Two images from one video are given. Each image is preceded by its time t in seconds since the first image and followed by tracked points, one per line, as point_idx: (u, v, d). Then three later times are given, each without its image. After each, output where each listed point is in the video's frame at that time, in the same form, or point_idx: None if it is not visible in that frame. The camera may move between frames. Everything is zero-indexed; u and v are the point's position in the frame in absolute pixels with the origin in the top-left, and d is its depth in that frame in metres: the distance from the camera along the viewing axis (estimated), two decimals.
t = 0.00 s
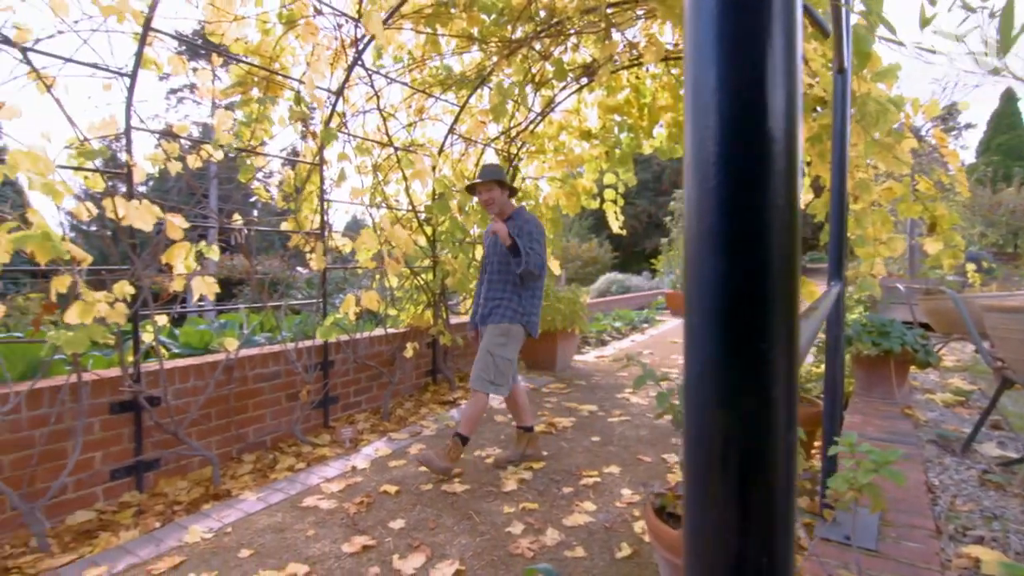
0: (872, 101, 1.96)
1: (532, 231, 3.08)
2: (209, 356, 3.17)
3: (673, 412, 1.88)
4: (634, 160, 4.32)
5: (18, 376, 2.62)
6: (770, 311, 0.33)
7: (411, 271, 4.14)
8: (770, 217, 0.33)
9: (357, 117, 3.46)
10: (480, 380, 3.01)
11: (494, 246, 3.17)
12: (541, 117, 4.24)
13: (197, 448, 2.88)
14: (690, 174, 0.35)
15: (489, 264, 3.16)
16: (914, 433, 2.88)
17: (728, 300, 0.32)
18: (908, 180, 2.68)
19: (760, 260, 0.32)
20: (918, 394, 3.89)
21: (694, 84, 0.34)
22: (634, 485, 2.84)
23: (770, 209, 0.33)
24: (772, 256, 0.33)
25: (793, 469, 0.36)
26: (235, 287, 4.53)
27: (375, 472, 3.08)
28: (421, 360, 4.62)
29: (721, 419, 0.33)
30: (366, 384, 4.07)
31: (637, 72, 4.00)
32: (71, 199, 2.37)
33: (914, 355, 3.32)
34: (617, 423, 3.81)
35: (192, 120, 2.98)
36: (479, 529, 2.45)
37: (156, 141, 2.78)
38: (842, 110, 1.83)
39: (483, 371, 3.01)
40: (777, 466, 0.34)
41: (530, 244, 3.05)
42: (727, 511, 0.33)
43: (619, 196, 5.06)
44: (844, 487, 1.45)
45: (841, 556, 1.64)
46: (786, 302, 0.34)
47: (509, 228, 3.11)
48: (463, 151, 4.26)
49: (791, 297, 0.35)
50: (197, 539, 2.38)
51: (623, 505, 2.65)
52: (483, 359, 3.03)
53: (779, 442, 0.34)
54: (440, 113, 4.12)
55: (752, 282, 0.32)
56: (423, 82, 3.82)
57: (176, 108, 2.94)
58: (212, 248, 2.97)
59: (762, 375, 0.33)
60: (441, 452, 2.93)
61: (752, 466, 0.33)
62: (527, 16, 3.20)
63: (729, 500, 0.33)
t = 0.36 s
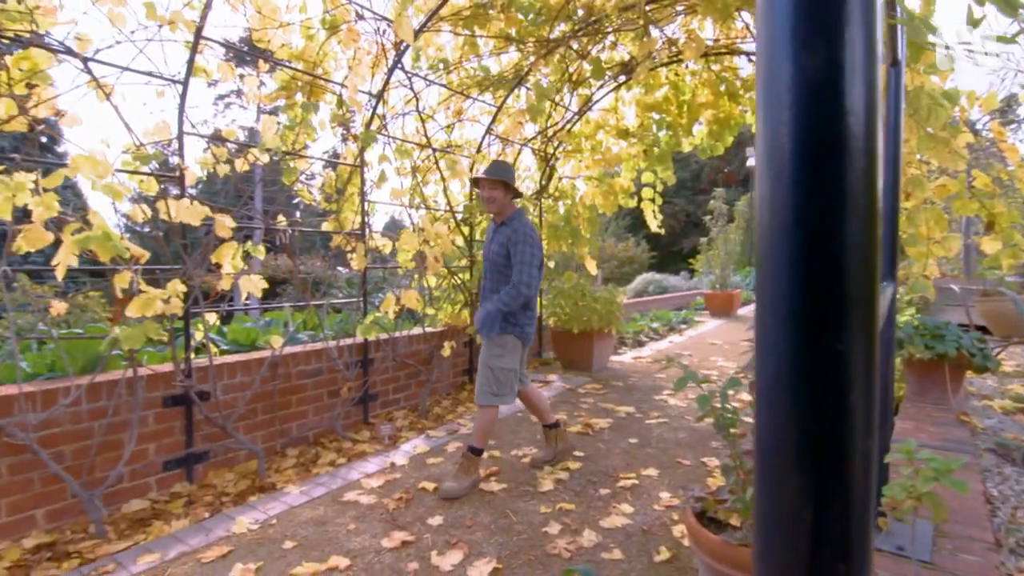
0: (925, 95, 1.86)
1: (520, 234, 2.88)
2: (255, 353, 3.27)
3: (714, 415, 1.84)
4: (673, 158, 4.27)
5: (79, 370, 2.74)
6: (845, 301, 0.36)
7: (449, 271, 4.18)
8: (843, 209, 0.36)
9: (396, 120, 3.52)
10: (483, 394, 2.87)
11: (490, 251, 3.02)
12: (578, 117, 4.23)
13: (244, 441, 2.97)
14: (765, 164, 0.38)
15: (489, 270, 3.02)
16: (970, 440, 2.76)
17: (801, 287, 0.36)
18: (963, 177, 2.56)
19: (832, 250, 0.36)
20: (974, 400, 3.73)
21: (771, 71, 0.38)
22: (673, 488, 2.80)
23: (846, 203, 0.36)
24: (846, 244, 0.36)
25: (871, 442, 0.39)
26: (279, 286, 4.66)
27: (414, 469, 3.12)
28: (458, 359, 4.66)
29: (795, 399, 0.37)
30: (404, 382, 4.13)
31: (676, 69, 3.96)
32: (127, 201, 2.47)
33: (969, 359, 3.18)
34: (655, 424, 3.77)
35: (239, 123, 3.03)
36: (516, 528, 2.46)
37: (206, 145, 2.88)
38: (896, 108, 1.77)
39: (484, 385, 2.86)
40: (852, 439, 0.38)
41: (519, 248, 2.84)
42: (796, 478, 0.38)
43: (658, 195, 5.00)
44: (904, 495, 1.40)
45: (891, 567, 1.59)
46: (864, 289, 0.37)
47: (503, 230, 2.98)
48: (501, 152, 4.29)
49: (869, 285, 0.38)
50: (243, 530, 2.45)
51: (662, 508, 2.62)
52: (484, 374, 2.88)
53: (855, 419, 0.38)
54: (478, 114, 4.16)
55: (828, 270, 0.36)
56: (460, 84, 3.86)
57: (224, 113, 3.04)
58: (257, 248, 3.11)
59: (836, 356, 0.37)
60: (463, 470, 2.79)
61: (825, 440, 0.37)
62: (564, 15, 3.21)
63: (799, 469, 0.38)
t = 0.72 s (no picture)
0: (981, 87, 1.82)
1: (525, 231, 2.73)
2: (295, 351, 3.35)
3: (754, 418, 1.81)
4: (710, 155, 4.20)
5: (131, 365, 2.85)
6: (901, 248, 0.61)
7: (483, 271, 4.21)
8: (900, 193, 0.61)
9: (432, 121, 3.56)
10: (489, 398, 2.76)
11: (490, 245, 2.87)
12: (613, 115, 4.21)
13: (285, 436, 3.05)
14: (842, 161, 0.65)
15: (489, 266, 2.88)
16: None
17: (872, 242, 0.62)
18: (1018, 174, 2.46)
19: (891, 216, 0.61)
20: None
21: (851, 105, 0.64)
22: (710, 492, 2.77)
23: (901, 189, 0.61)
24: (901, 213, 0.61)
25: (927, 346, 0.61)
26: (317, 285, 4.75)
27: (449, 467, 3.16)
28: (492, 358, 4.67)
29: (868, 312, 0.62)
30: (439, 381, 4.17)
31: (713, 66, 3.91)
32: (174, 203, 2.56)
33: None
34: (691, 427, 3.72)
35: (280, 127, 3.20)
36: (551, 528, 2.47)
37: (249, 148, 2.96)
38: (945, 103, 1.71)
39: (492, 389, 2.75)
40: (907, 342, 0.61)
41: (526, 247, 2.72)
42: (868, 361, 0.63)
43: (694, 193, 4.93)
44: (962, 505, 1.35)
45: None
46: (916, 244, 0.61)
47: (506, 226, 2.83)
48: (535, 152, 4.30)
49: (921, 242, 0.61)
50: (285, 522, 2.53)
51: (699, 511, 2.59)
52: (491, 376, 2.77)
53: (911, 328, 0.61)
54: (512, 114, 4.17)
55: (889, 232, 0.61)
56: (495, 85, 3.86)
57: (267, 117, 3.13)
58: (297, 247, 3.14)
59: (894, 284, 0.61)
60: (496, 471, 2.81)
61: (886, 338, 0.62)
62: (600, 13, 3.21)
63: (870, 356, 0.62)
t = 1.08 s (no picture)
0: None
1: (550, 229, 2.77)
2: (332, 349, 3.42)
3: (795, 422, 1.78)
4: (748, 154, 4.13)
5: (177, 361, 2.96)
6: (979, 249, 0.63)
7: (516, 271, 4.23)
8: (981, 194, 0.64)
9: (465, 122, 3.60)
10: (521, 399, 2.75)
11: (504, 243, 2.82)
12: (648, 113, 4.17)
13: (323, 432, 3.12)
14: (915, 160, 0.67)
15: (504, 264, 2.81)
16: None
17: (951, 241, 0.64)
18: None
19: (969, 219, 0.64)
20: None
21: (928, 107, 0.66)
22: (747, 497, 2.72)
23: (981, 192, 0.64)
24: (982, 217, 0.63)
25: (1003, 346, 0.64)
26: (353, 284, 4.83)
27: (482, 465, 3.18)
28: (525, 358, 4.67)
29: (948, 312, 0.64)
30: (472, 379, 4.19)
31: (751, 62, 3.84)
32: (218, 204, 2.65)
33: None
34: (727, 430, 3.66)
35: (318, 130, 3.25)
36: (584, 529, 2.46)
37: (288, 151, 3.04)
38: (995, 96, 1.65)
39: (524, 389, 2.74)
40: (986, 341, 0.63)
41: (553, 245, 2.75)
42: (944, 363, 0.65)
43: (730, 192, 4.85)
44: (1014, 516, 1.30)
45: None
46: (996, 246, 0.63)
47: (523, 224, 2.82)
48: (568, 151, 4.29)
49: (1000, 243, 0.63)
50: (322, 516, 2.58)
51: (735, 516, 2.54)
52: (522, 377, 2.75)
53: (990, 329, 0.63)
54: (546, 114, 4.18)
55: (968, 233, 0.64)
56: (528, 84, 3.87)
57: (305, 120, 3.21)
58: (334, 247, 3.15)
59: (973, 286, 0.64)
60: (529, 471, 2.82)
61: (965, 339, 0.64)
62: (635, 11, 3.20)
63: (946, 357, 0.65)
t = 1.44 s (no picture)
0: None
1: (529, 228, 2.73)
2: (363, 348, 3.48)
3: (831, 425, 1.74)
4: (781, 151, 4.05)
5: (215, 358, 3.04)
6: None
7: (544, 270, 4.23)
8: None
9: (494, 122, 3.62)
10: (519, 399, 2.66)
11: (483, 244, 2.71)
12: (678, 111, 4.12)
13: (353, 430, 3.17)
14: (982, 156, 0.67)
15: (486, 264, 2.69)
16: None
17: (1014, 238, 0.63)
18: None
19: None
20: None
21: (993, 101, 0.65)
22: (780, 501, 2.68)
23: None
24: None
25: None
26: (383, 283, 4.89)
27: (510, 464, 3.19)
28: (552, 357, 4.66)
29: (1007, 310, 0.64)
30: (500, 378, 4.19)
31: (784, 58, 3.77)
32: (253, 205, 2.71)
33: None
34: (759, 433, 3.60)
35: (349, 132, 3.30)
36: (613, 531, 2.45)
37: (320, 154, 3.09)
38: None
39: (523, 389, 2.66)
40: None
41: (537, 243, 2.71)
42: (1005, 360, 0.65)
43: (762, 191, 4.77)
44: None
45: None
46: None
47: (500, 225, 2.73)
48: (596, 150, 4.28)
49: None
50: (353, 512, 2.63)
51: (768, 521, 2.50)
52: (519, 377, 2.66)
53: None
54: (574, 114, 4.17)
55: None
56: (557, 84, 3.87)
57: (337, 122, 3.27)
58: (364, 247, 3.20)
59: None
60: (554, 472, 2.81)
61: None
62: (665, 8, 3.17)
63: (1011, 355, 0.64)
